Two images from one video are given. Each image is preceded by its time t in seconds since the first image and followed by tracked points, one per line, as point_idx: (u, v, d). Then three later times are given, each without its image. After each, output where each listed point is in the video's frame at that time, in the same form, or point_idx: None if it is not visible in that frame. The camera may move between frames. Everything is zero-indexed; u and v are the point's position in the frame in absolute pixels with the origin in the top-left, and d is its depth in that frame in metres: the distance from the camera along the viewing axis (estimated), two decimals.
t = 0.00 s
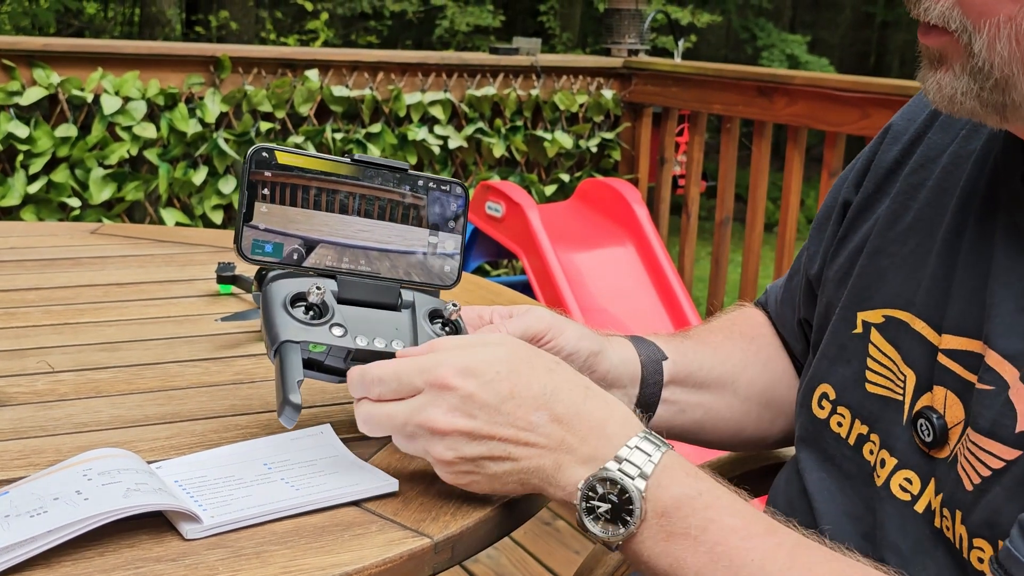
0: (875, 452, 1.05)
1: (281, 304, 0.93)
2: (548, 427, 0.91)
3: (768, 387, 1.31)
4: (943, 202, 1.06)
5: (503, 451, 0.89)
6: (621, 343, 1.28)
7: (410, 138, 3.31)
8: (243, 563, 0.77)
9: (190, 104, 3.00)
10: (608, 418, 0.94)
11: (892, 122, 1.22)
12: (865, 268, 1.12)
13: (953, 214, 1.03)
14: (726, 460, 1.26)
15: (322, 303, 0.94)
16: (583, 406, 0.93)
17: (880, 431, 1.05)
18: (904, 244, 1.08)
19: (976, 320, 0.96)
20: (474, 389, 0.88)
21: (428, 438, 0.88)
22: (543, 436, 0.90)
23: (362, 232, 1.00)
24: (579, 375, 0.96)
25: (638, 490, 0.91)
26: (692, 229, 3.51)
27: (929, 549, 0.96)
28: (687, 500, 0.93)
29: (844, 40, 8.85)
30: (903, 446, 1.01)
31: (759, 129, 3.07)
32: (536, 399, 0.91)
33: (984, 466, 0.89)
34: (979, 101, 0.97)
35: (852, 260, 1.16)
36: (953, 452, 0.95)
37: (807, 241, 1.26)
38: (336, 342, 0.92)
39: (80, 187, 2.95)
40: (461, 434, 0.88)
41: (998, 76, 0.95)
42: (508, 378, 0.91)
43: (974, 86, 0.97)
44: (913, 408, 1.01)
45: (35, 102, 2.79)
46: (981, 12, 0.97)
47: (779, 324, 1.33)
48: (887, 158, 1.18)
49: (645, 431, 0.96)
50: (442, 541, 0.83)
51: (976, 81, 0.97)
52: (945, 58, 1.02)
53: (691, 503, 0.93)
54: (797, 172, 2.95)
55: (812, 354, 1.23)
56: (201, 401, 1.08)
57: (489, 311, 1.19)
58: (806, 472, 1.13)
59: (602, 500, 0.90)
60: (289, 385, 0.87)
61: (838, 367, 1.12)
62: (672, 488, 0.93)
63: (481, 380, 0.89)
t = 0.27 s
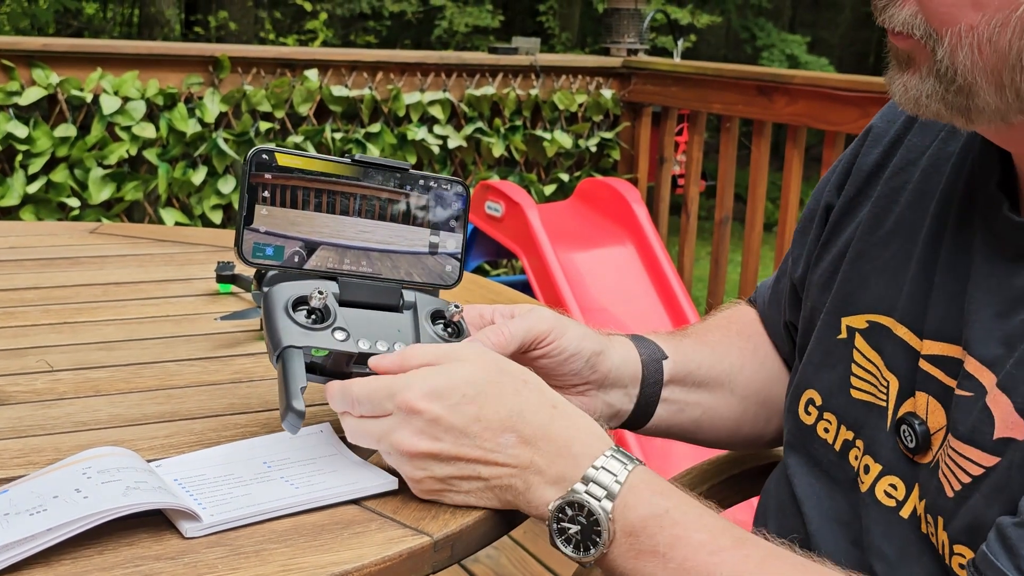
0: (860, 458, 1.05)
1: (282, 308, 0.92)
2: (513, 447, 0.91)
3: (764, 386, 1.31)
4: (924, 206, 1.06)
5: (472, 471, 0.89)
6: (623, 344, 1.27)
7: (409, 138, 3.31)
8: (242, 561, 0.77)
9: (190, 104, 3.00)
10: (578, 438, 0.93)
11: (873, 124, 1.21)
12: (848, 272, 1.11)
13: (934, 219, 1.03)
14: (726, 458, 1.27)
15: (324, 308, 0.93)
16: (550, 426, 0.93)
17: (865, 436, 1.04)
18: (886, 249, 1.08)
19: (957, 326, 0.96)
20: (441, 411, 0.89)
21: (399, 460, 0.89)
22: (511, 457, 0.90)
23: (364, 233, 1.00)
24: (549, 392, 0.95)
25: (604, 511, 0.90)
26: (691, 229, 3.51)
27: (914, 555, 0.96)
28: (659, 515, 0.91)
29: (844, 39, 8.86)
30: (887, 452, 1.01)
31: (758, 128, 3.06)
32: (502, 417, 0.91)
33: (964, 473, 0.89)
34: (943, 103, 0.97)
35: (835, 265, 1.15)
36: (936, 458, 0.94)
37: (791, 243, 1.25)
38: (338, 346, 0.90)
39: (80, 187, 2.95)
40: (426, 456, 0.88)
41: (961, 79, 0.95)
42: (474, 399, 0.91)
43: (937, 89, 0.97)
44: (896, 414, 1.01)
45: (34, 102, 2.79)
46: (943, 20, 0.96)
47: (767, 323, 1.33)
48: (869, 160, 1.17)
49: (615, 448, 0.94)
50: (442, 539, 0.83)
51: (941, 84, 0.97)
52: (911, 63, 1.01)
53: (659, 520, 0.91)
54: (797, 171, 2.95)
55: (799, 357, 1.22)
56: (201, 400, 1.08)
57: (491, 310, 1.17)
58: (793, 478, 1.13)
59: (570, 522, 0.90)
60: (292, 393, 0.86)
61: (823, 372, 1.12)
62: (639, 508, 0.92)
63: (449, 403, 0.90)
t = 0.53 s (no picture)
0: (857, 457, 1.04)
1: (279, 310, 0.91)
2: (475, 458, 0.89)
3: (764, 385, 1.30)
4: (918, 203, 1.06)
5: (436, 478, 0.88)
6: (625, 345, 1.25)
7: (409, 137, 3.31)
8: (240, 559, 0.76)
9: (188, 103, 2.99)
10: (541, 444, 0.91)
11: (866, 121, 1.20)
12: (844, 271, 1.11)
13: (928, 216, 1.02)
14: (725, 457, 1.26)
15: (322, 311, 0.92)
16: (509, 433, 0.91)
17: (862, 435, 1.04)
18: (880, 247, 1.07)
19: (952, 322, 0.95)
20: (398, 425, 0.88)
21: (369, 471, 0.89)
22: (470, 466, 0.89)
23: (364, 228, 0.98)
24: (511, 394, 0.93)
25: (566, 521, 0.90)
26: (690, 228, 3.51)
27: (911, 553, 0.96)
28: (623, 518, 0.89)
29: (843, 38, 8.88)
30: (884, 450, 1.01)
31: (757, 127, 3.06)
32: (462, 428, 0.89)
33: (960, 469, 0.89)
34: (946, 97, 0.96)
35: (830, 264, 1.14)
36: (931, 456, 0.94)
37: (786, 242, 1.25)
38: (335, 351, 0.90)
39: (78, 186, 2.95)
40: (389, 468, 0.88)
41: (963, 73, 0.94)
42: (433, 410, 0.89)
43: (940, 83, 0.96)
44: (891, 412, 1.01)
45: (33, 101, 2.78)
46: (946, 14, 0.97)
47: (762, 321, 1.32)
48: (863, 158, 1.17)
49: (581, 451, 0.92)
50: (441, 537, 0.82)
51: (944, 78, 0.96)
52: (912, 59, 1.01)
53: (624, 526, 0.89)
54: (796, 170, 2.95)
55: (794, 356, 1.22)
56: (199, 398, 1.08)
57: (494, 306, 1.16)
58: (790, 478, 1.13)
59: (536, 528, 0.91)
60: (286, 401, 0.87)
61: (818, 372, 1.12)
62: (603, 516, 0.90)
63: (405, 415, 0.89)
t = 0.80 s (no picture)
0: (868, 452, 1.04)
1: (278, 316, 0.90)
2: (479, 469, 0.88)
3: (767, 384, 1.30)
4: (934, 200, 1.05)
5: (437, 486, 0.87)
6: (626, 347, 1.25)
7: (407, 137, 3.30)
8: (239, 559, 0.76)
9: (187, 104, 2.99)
10: (545, 458, 0.91)
11: (881, 115, 1.19)
12: (857, 265, 1.10)
13: (943, 212, 1.01)
14: (725, 457, 1.26)
15: (322, 315, 0.91)
16: (514, 445, 0.90)
17: (873, 431, 1.04)
18: (894, 242, 1.07)
19: (969, 319, 0.95)
20: (403, 432, 0.87)
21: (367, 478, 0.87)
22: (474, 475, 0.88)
23: (359, 228, 0.96)
24: (517, 407, 0.92)
25: (573, 535, 0.90)
26: (690, 228, 3.51)
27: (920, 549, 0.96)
28: (629, 533, 0.90)
29: (842, 40, 8.89)
30: (895, 446, 1.01)
31: (757, 127, 3.06)
32: (468, 438, 0.88)
33: (977, 467, 0.89)
34: (981, 97, 0.95)
35: (843, 258, 1.14)
36: (946, 452, 0.94)
37: (797, 236, 1.24)
38: (336, 356, 0.89)
39: (77, 187, 2.95)
40: (390, 474, 0.87)
41: (1000, 71, 0.93)
42: (439, 419, 0.88)
43: (976, 81, 0.95)
44: (905, 408, 1.01)
45: (31, 101, 2.78)
46: (986, 7, 0.94)
47: (770, 318, 1.32)
48: (877, 152, 1.15)
49: (587, 465, 0.92)
50: (440, 537, 0.82)
51: (979, 76, 0.95)
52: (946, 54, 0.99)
53: (632, 539, 0.90)
54: (796, 170, 2.95)
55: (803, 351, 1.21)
56: (197, 397, 1.08)
57: (496, 303, 1.16)
58: (797, 471, 1.12)
59: (544, 542, 0.91)
60: (292, 408, 0.86)
61: (830, 366, 1.11)
62: (611, 530, 0.90)
63: (411, 422, 0.87)
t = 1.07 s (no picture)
0: (881, 452, 1.02)
1: (282, 316, 0.89)
2: (480, 472, 0.88)
3: (773, 386, 1.30)
4: (953, 197, 1.02)
5: (438, 487, 0.87)
6: (630, 350, 1.24)
7: (407, 137, 3.30)
8: (237, 559, 0.76)
9: (186, 103, 2.99)
10: (546, 458, 0.91)
11: (900, 111, 1.16)
12: (872, 262, 1.07)
13: (963, 210, 0.98)
14: (725, 457, 1.26)
15: (326, 316, 0.91)
16: (516, 447, 0.90)
17: (886, 430, 1.02)
18: (910, 239, 1.04)
19: (987, 322, 0.92)
20: (404, 434, 0.86)
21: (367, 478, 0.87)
22: (475, 476, 0.88)
23: (365, 226, 0.96)
24: (517, 408, 0.92)
25: (574, 536, 0.90)
26: (689, 228, 3.50)
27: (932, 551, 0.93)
28: (630, 535, 0.90)
29: (841, 39, 8.90)
30: (910, 446, 0.98)
31: (757, 126, 3.05)
32: (469, 440, 0.88)
33: (993, 470, 0.86)
34: (1010, 99, 0.91)
35: (858, 255, 1.11)
36: (960, 454, 0.91)
37: (812, 232, 1.21)
38: (339, 358, 0.89)
39: (76, 186, 2.95)
40: (391, 475, 0.87)
41: None
42: (441, 421, 0.88)
43: (1005, 84, 0.90)
44: (920, 409, 0.98)
45: (31, 100, 2.78)
46: (1014, 6, 0.89)
47: (782, 316, 1.31)
48: (896, 149, 1.12)
49: (588, 466, 0.92)
50: (439, 536, 0.82)
51: (1008, 79, 0.90)
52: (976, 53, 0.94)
53: (634, 540, 0.90)
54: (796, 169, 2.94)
55: (817, 349, 1.18)
56: (196, 396, 1.07)
57: (502, 302, 1.15)
58: (808, 470, 1.10)
59: (545, 542, 0.91)
60: (293, 413, 0.86)
61: (844, 364, 1.09)
62: (613, 531, 0.90)
63: (411, 424, 0.87)
